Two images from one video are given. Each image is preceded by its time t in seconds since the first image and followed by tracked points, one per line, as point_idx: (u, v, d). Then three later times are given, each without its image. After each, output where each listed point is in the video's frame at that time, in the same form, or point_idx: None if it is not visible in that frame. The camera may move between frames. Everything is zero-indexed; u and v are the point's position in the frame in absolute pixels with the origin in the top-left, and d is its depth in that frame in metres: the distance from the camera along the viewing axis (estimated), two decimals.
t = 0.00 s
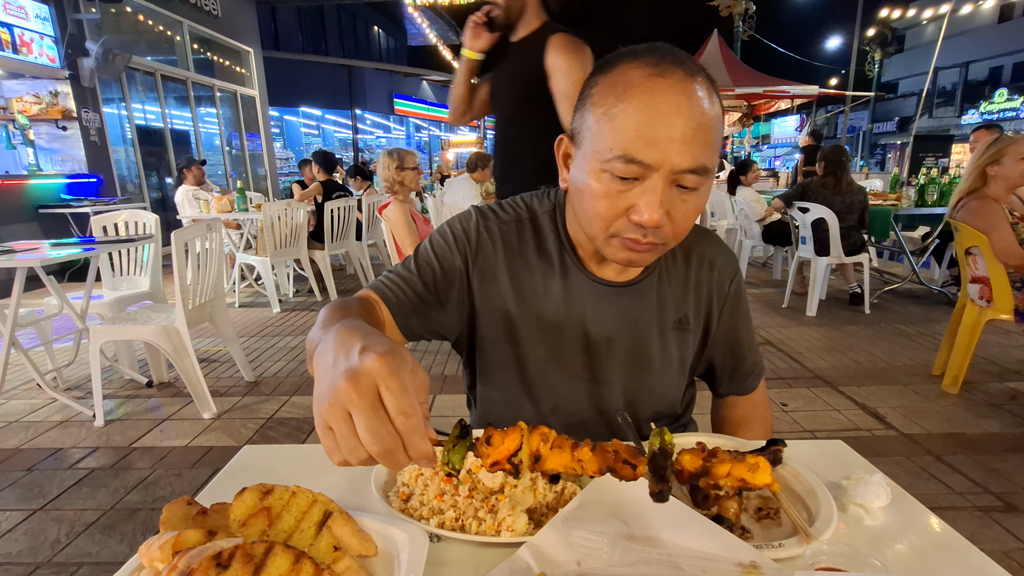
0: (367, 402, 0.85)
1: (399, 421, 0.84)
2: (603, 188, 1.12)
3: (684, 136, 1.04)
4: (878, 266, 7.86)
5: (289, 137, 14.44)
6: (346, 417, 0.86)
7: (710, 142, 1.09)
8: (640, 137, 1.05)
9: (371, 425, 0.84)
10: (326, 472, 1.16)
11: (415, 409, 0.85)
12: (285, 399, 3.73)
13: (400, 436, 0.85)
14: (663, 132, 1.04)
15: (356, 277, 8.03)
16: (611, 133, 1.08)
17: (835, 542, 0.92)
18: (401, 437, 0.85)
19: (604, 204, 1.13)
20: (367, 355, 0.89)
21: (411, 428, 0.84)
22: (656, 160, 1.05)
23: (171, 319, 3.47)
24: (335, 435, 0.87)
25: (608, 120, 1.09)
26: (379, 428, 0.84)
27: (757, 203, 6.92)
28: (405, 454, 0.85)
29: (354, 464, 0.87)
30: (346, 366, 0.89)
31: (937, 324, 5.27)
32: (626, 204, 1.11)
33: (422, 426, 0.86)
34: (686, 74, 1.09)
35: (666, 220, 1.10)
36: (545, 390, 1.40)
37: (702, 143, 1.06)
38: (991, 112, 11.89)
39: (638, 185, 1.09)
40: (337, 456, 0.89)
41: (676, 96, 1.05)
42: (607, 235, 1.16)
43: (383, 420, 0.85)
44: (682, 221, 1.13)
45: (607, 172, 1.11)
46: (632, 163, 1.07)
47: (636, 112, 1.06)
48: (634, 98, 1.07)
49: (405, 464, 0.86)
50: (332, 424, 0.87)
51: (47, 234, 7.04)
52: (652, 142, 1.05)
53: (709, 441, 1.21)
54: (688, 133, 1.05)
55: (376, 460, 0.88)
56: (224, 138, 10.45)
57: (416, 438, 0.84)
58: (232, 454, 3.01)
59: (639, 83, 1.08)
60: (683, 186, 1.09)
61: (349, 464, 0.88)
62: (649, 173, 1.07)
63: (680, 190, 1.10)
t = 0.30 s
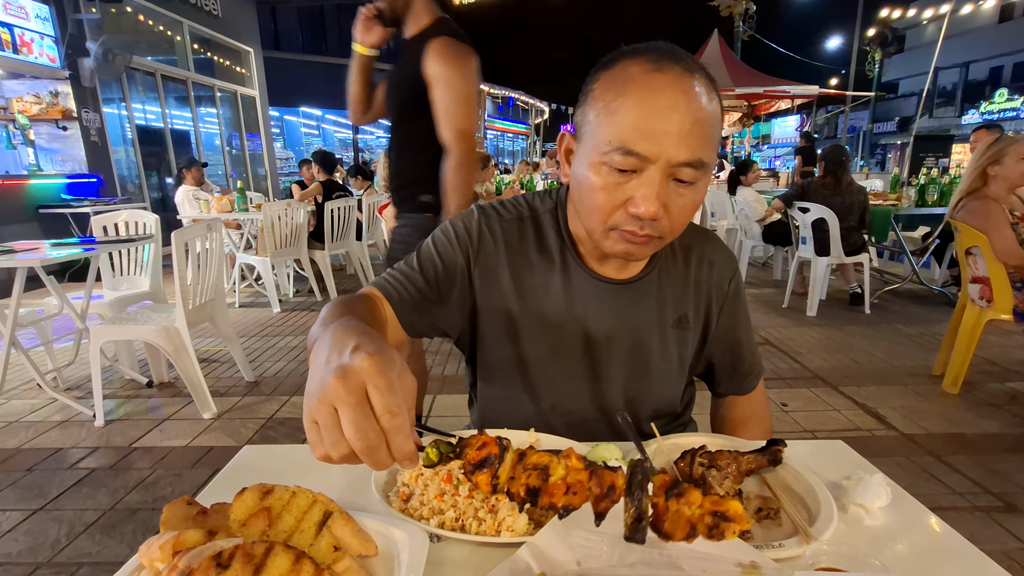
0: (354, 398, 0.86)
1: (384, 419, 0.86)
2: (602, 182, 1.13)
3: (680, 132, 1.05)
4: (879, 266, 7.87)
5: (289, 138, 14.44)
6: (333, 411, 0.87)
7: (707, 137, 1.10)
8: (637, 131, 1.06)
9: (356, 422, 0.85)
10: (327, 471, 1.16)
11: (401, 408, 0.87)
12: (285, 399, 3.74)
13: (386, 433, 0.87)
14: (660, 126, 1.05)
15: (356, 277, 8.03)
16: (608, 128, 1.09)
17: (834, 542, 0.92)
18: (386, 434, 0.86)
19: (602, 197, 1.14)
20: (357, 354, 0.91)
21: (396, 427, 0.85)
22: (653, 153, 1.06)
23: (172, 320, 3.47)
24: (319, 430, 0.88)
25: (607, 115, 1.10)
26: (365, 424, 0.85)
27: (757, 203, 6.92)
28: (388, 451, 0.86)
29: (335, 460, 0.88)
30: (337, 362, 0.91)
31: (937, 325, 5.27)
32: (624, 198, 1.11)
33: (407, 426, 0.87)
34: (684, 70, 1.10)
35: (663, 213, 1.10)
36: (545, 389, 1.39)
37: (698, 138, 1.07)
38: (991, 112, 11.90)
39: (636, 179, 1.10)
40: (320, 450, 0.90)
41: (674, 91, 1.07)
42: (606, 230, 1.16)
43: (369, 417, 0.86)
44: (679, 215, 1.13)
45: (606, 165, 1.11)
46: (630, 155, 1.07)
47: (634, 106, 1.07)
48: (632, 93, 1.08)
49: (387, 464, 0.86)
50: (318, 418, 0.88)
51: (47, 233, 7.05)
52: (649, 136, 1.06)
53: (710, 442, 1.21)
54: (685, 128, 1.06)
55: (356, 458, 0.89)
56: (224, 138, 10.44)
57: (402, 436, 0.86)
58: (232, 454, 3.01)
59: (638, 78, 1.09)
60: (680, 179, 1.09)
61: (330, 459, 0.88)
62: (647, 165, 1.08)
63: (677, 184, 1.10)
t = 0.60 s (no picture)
0: (351, 389, 0.87)
1: (381, 412, 0.87)
2: (609, 176, 1.13)
3: (688, 127, 1.06)
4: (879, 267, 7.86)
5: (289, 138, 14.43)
6: (329, 401, 0.88)
7: (713, 134, 1.10)
8: (646, 124, 1.07)
9: (354, 412, 0.86)
10: (327, 472, 1.16)
11: (397, 402, 0.88)
12: (285, 399, 3.73)
13: (383, 424, 0.88)
14: (667, 121, 1.06)
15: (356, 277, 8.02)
16: (615, 123, 1.10)
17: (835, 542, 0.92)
18: (382, 426, 0.87)
19: (609, 191, 1.13)
20: (355, 348, 0.92)
21: (393, 418, 0.87)
22: (661, 148, 1.07)
23: (172, 320, 3.47)
24: (313, 419, 0.89)
25: (615, 110, 1.10)
26: (361, 415, 0.86)
27: (757, 203, 6.92)
28: (383, 442, 0.87)
29: (327, 448, 0.88)
30: (335, 355, 0.92)
31: (937, 325, 5.27)
32: (631, 191, 1.11)
33: (403, 418, 0.88)
34: (692, 67, 1.11)
35: (669, 207, 1.10)
36: (546, 387, 1.39)
37: (705, 134, 1.08)
38: (991, 112, 11.92)
39: (643, 173, 1.10)
40: (311, 439, 0.91)
41: (682, 87, 1.07)
42: (611, 223, 1.16)
43: (366, 407, 0.87)
44: (685, 210, 1.13)
45: (613, 160, 1.11)
46: (638, 149, 1.08)
47: (642, 101, 1.07)
48: (640, 88, 1.08)
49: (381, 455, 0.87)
50: (314, 407, 0.89)
51: (47, 233, 7.05)
52: (657, 130, 1.06)
53: (710, 442, 1.21)
54: (692, 123, 1.06)
55: (349, 449, 0.90)
56: (224, 138, 10.45)
57: (399, 429, 0.87)
58: (232, 454, 3.01)
59: (646, 74, 1.09)
60: (687, 175, 1.10)
61: (322, 448, 0.89)
62: (653, 160, 1.08)
63: (683, 179, 1.10)
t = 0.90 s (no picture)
0: (351, 378, 0.89)
1: (381, 400, 0.88)
2: (619, 175, 1.13)
3: (700, 128, 1.06)
4: (879, 266, 7.87)
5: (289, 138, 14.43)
6: (329, 390, 0.89)
7: (724, 135, 1.11)
8: (658, 124, 1.07)
9: (354, 398, 0.87)
10: (329, 472, 1.16)
11: (398, 392, 0.90)
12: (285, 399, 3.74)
13: (382, 413, 0.88)
14: (680, 121, 1.06)
15: (356, 277, 8.02)
16: (627, 123, 1.10)
17: (835, 542, 0.92)
18: (381, 415, 0.88)
19: (618, 189, 1.13)
20: (357, 341, 0.94)
21: (393, 406, 0.88)
22: (673, 148, 1.07)
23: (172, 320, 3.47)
24: (313, 407, 0.89)
25: (628, 109, 1.10)
26: (361, 402, 0.87)
27: (757, 203, 6.93)
28: (382, 431, 0.88)
29: (324, 435, 0.87)
30: (336, 348, 0.94)
31: (937, 325, 5.27)
32: (641, 190, 1.11)
33: (403, 407, 0.89)
34: (705, 70, 1.11)
35: (678, 207, 1.10)
36: (548, 386, 1.39)
37: (717, 136, 1.08)
38: (991, 112, 11.92)
39: (654, 172, 1.10)
40: (310, 427, 0.90)
41: (695, 88, 1.07)
42: (618, 220, 1.17)
43: (366, 396, 0.88)
44: (694, 210, 1.13)
45: (624, 158, 1.11)
46: (650, 148, 1.08)
47: (655, 102, 1.07)
48: (654, 88, 1.08)
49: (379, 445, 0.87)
50: (314, 396, 0.89)
51: (47, 233, 7.05)
52: (669, 130, 1.06)
53: (710, 442, 1.21)
54: (704, 126, 1.06)
55: (345, 439, 0.89)
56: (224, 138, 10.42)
57: (399, 418, 0.88)
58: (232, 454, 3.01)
59: (660, 74, 1.09)
60: (697, 176, 1.10)
61: (319, 435, 0.88)
62: (664, 160, 1.08)
63: (693, 180, 1.11)
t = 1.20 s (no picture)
0: (340, 382, 0.90)
1: (369, 401, 0.89)
2: (621, 172, 1.13)
3: (703, 128, 1.06)
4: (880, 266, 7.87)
5: (289, 138, 14.43)
6: (321, 395, 0.90)
7: (727, 135, 1.11)
8: (660, 122, 1.07)
9: (344, 403, 0.88)
10: (329, 472, 1.16)
11: (386, 393, 0.91)
12: (285, 399, 3.74)
13: (372, 414, 0.89)
14: (684, 120, 1.06)
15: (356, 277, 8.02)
16: (629, 121, 1.10)
17: (835, 542, 0.92)
18: (371, 416, 0.89)
19: (620, 186, 1.14)
20: (346, 345, 0.95)
21: (381, 407, 0.89)
22: (674, 145, 1.07)
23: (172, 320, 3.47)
24: (309, 413, 0.91)
25: (632, 107, 1.11)
26: (351, 405, 0.88)
27: (757, 203, 6.94)
28: (374, 430, 0.89)
29: (319, 441, 0.89)
30: (329, 352, 0.95)
31: (937, 325, 5.27)
32: (642, 187, 1.11)
33: (391, 408, 0.90)
34: (711, 69, 1.11)
35: (678, 205, 1.10)
36: (550, 386, 1.39)
37: (720, 136, 1.08)
38: (991, 112, 11.93)
39: (654, 170, 1.10)
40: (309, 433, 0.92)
41: (700, 87, 1.07)
42: (619, 218, 1.17)
43: (355, 399, 0.89)
44: (695, 210, 1.13)
45: (626, 156, 1.12)
46: (651, 145, 1.08)
47: (658, 100, 1.07)
48: (657, 87, 1.08)
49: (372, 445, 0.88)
50: (309, 401, 0.91)
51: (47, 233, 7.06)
52: (672, 128, 1.07)
53: (710, 442, 1.21)
54: (707, 125, 1.06)
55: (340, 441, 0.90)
56: (224, 138, 10.43)
57: (389, 418, 0.89)
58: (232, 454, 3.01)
59: (665, 74, 1.09)
60: (698, 174, 1.10)
61: (317, 440, 0.90)
62: (666, 157, 1.08)
63: (694, 179, 1.11)
